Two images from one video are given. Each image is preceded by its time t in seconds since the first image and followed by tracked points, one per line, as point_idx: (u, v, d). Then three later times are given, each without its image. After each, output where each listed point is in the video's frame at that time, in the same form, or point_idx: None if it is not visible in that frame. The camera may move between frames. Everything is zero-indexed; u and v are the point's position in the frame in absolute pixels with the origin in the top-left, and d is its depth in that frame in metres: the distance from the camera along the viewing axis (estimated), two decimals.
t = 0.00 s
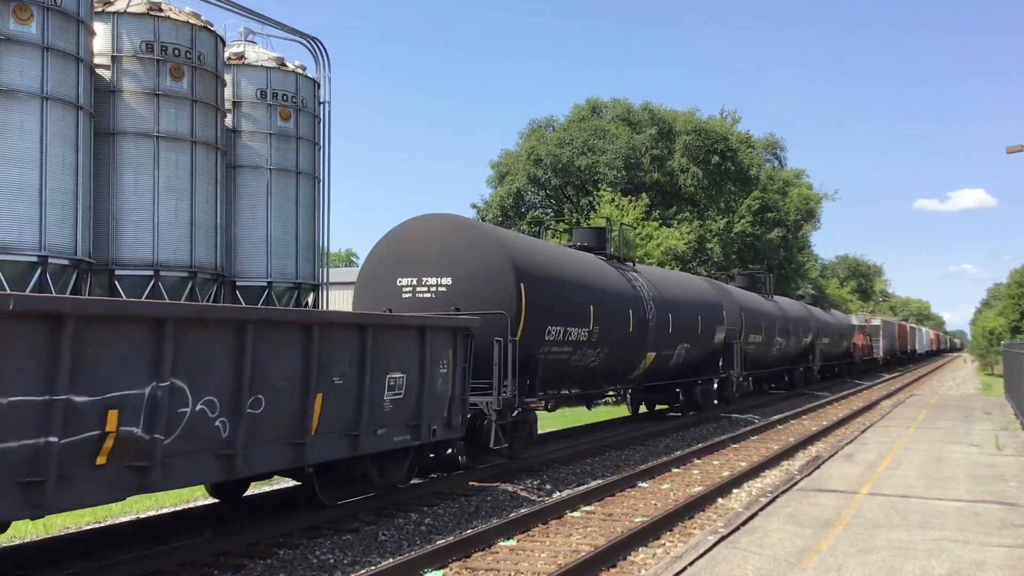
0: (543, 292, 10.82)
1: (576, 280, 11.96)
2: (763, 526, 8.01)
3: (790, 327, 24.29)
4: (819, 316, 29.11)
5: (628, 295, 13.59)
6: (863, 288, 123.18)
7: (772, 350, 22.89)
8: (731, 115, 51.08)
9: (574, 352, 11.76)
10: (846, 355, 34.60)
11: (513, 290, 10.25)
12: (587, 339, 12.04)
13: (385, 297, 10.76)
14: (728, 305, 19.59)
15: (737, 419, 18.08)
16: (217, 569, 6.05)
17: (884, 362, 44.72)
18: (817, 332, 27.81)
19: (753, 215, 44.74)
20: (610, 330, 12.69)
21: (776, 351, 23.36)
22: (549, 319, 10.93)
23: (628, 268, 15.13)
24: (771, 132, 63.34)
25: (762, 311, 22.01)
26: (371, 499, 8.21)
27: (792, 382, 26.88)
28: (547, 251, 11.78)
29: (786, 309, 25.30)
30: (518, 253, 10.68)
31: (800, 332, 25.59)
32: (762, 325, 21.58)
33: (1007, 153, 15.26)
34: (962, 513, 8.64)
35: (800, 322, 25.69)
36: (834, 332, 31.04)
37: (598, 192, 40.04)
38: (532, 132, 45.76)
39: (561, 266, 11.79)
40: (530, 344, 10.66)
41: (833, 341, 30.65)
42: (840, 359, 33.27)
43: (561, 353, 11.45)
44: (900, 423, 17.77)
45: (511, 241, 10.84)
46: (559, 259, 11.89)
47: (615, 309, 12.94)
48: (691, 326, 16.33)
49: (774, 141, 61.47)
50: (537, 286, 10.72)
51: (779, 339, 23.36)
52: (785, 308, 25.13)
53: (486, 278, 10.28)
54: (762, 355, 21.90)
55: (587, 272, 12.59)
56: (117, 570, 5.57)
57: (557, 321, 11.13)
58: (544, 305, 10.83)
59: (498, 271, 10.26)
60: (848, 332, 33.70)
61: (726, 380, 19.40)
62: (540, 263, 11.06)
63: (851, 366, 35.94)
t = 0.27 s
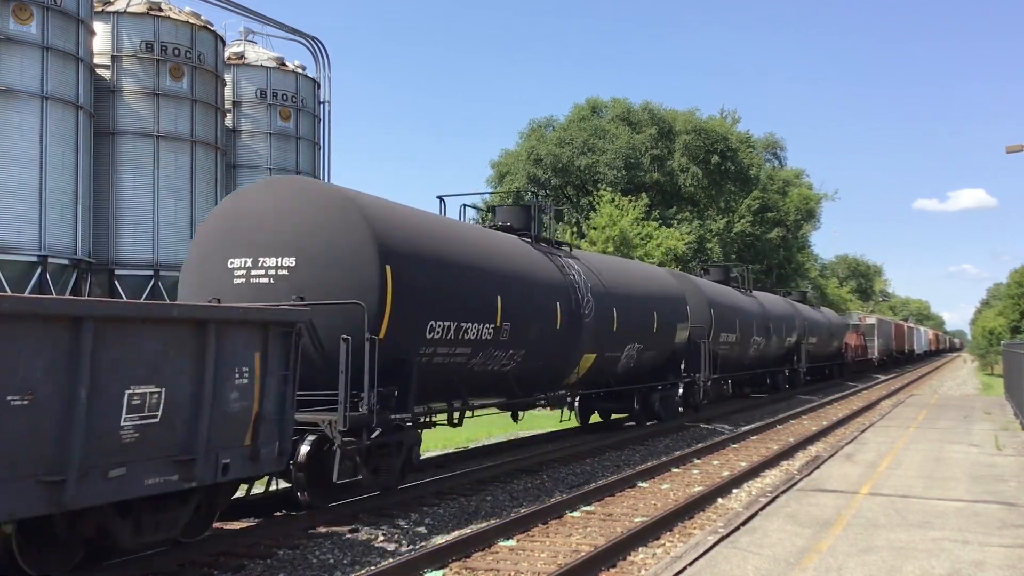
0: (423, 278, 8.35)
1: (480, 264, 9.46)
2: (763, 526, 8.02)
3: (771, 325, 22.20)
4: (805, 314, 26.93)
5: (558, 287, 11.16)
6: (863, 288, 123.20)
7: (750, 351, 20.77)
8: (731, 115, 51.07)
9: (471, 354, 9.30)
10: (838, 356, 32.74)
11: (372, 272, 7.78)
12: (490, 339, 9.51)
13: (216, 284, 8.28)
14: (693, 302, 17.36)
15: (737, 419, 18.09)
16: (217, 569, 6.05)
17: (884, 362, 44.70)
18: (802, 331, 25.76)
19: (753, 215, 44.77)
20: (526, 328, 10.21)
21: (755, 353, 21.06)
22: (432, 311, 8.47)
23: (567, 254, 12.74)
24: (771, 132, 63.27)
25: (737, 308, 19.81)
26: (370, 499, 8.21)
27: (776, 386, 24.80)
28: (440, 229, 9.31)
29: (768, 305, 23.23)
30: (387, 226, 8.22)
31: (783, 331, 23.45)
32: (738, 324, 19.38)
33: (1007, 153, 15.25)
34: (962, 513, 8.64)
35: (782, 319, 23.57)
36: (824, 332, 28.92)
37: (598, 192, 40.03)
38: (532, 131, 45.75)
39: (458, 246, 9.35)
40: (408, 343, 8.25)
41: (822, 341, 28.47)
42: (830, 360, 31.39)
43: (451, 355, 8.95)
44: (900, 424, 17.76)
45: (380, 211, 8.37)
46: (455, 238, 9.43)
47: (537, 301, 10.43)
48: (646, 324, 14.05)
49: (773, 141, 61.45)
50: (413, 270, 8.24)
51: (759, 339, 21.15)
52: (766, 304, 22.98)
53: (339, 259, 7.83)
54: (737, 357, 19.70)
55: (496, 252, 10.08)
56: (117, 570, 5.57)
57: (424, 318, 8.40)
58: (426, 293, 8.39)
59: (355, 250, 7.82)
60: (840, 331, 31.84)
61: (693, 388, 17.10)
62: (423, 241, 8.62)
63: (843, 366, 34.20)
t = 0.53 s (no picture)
0: (207, 247, 5.85)
1: (314, 235, 6.89)
2: (763, 526, 8.02)
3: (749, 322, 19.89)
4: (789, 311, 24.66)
5: (448, 270, 8.66)
6: (863, 288, 123.27)
7: (723, 354, 18.39)
8: (731, 115, 51.11)
9: (300, 357, 6.80)
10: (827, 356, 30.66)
11: (108, 234, 5.26)
12: (330, 335, 7.01)
13: None
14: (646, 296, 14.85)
15: (737, 419, 18.09)
16: (217, 569, 6.06)
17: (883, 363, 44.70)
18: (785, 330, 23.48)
19: (753, 215, 44.79)
20: (396, 323, 7.75)
21: (728, 354, 18.67)
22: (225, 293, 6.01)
23: (475, 233, 10.13)
24: (771, 132, 63.21)
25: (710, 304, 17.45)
26: (370, 499, 8.22)
27: (756, 391, 22.46)
28: (259, 185, 6.79)
29: (747, 300, 20.87)
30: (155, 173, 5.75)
31: (763, 330, 21.05)
32: (709, 321, 17.04)
33: (1007, 153, 15.26)
34: (962, 513, 8.64)
35: (762, 316, 21.11)
36: (811, 331, 26.63)
37: (598, 192, 40.04)
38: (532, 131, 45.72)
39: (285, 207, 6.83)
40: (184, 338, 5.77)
41: (808, 341, 26.23)
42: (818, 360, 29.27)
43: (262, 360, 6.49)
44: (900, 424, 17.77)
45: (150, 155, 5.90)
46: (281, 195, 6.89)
47: (409, 287, 7.91)
48: (585, 321, 11.64)
49: (774, 141, 61.44)
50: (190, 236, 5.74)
51: (734, 339, 18.74)
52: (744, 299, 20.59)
53: (70, 218, 5.30)
54: (706, 359, 17.33)
55: (354, 221, 7.61)
56: (118, 569, 5.59)
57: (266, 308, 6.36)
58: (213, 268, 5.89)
59: (93, 204, 5.31)
60: (829, 329, 29.76)
61: (649, 396, 14.62)
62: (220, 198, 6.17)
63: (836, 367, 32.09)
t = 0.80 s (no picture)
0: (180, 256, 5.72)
1: (234, 227, 6.28)
2: (763, 526, 8.01)
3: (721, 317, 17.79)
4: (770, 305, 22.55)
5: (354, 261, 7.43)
6: (863, 288, 123.26)
7: (687, 356, 16.31)
8: (731, 115, 51.13)
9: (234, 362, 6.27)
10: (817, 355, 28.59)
11: (14, 242, 4.68)
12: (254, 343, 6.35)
13: None
14: (583, 292, 12.80)
15: (737, 418, 18.08)
16: (217, 569, 6.05)
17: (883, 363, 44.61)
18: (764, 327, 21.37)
19: (753, 215, 44.81)
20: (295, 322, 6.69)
21: (693, 356, 16.58)
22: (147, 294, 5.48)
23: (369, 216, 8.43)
24: (771, 132, 63.23)
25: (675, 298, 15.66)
26: (370, 499, 8.21)
27: (733, 395, 20.33)
28: (193, 184, 6.26)
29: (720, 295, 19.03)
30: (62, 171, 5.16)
31: (738, 326, 18.90)
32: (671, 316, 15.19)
33: (1007, 153, 15.25)
34: (963, 513, 8.64)
35: (735, 310, 18.95)
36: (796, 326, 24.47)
37: (598, 192, 40.03)
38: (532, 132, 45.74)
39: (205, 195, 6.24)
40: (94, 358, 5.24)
41: (793, 338, 24.11)
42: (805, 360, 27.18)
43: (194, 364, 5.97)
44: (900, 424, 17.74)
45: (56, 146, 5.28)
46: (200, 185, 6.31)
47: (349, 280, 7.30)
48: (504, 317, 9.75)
49: (773, 141, 61.44)
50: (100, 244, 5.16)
51: (700, 339, 16.66)
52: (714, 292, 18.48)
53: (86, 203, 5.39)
54: (665, 360, 15.21)
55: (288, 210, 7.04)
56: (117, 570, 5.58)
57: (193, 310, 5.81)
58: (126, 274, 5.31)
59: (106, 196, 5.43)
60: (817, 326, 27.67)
61: (590, 406, 12.49)
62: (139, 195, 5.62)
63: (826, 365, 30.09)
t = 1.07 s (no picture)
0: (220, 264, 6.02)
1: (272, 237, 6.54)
2: (763, 526, 8.01)
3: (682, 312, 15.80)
4: (744, 300, 20.57)
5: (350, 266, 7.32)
6: (863, 288, 123.24)
7: (640, 359, 14.29)
8: (731, 115, 51.15)
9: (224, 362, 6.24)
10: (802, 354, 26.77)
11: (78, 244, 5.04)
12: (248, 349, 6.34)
13: None
14: (500, 285, 10.87)
15: (737, 419, 18.07)
16: (217, 569, 6.04)
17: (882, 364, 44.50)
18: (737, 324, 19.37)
19: (753, 215, 44.90)
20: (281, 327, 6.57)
21: (648, 357, 14.64)
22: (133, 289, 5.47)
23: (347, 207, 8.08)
24: (771, 132, 63.22)
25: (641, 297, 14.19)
26: (371, 499, 8.21)
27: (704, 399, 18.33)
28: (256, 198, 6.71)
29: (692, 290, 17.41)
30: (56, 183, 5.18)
31: (702, 324, 16.94)
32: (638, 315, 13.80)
33: (1007, 153, 15.25)
34: (962, 513, 8.64)
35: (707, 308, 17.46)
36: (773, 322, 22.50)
37: (598, 192, 40.02)
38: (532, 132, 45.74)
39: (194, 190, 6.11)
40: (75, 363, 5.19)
41: (771, 335, 22.20)
42: (788, 361, 25.26)
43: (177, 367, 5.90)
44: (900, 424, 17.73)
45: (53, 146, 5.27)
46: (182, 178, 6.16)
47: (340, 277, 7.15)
48: (417, 312, 8.19)
49: (773, 141, 61.41)
50: (85, 248, 5.06)
51: (658, 339, 14.67)
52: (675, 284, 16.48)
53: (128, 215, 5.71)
54: (611, 363, 13.22)
55: (256, 195, 6.69)
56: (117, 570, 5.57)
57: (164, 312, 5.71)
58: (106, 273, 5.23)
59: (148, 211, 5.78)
60: (800, 326, 25.72)
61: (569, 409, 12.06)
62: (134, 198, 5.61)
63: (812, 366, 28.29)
